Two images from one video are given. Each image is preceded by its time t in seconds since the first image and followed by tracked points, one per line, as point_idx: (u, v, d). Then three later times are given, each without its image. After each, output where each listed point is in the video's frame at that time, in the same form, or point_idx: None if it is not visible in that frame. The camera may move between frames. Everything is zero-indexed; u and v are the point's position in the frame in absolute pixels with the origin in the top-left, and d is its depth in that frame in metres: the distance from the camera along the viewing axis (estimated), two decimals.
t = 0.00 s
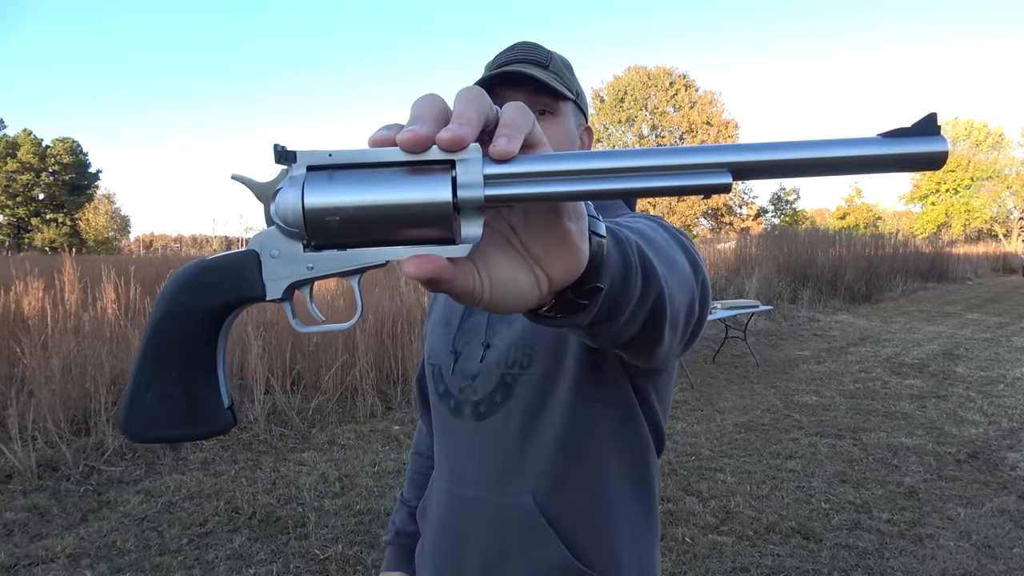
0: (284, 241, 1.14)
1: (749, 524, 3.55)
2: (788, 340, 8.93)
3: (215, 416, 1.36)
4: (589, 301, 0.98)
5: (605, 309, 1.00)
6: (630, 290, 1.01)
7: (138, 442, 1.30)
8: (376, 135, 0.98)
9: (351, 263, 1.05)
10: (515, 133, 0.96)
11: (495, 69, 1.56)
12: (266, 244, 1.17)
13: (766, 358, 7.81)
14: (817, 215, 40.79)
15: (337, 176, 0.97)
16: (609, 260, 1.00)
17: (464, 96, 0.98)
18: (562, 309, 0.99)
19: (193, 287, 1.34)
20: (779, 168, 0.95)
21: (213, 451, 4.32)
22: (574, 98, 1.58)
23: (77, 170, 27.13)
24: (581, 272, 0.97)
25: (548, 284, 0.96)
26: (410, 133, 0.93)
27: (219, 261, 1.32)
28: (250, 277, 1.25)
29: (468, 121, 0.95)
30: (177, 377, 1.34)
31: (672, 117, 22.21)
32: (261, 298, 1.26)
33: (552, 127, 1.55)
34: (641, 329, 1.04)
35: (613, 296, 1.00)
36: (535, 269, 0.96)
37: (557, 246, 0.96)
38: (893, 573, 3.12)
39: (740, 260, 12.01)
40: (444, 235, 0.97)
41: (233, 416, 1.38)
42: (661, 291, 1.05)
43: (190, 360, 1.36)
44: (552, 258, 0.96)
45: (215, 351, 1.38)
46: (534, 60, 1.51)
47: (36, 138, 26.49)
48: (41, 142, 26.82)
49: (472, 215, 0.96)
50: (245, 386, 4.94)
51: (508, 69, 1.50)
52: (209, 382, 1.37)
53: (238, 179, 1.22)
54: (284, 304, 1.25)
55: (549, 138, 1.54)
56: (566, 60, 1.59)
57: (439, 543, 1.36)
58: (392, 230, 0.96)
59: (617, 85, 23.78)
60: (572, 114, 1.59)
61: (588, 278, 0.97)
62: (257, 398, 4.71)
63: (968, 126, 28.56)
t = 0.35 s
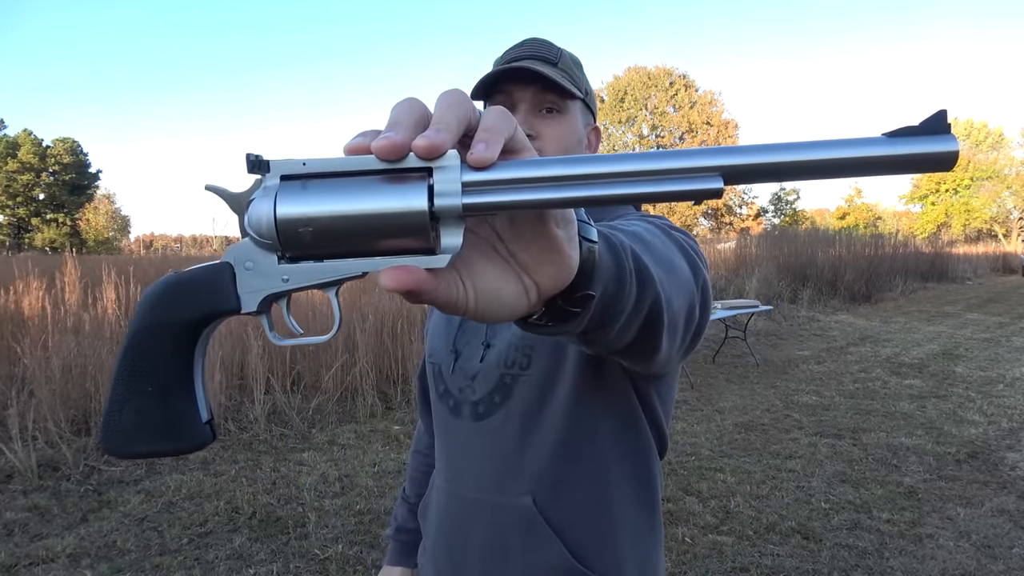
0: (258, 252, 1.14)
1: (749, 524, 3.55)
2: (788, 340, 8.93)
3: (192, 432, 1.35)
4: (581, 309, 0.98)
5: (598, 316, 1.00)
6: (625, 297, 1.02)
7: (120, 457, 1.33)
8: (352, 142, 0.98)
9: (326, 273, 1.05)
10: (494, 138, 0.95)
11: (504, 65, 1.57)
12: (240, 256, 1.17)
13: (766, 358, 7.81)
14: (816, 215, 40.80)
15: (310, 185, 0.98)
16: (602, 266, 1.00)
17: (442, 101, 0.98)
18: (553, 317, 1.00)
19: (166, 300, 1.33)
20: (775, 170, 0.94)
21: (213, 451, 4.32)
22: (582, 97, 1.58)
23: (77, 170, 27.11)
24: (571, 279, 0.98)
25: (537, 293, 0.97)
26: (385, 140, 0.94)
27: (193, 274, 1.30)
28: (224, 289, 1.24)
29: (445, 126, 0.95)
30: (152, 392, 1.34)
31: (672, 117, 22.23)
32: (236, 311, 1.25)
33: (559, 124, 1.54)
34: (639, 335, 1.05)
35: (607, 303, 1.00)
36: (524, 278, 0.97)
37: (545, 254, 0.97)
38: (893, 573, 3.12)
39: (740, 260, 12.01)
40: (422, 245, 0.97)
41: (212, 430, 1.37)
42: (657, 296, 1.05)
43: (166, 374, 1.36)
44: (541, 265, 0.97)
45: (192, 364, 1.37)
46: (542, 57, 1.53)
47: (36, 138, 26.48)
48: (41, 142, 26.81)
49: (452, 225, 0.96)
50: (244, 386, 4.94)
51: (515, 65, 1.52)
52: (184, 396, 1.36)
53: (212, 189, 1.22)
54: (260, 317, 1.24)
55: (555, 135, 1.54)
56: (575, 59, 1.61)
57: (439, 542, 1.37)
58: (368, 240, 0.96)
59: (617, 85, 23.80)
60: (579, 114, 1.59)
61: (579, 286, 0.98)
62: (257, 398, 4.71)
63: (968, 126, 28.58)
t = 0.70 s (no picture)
0: (251, 251, 1.14)
1: (749, 523, 3.56)
2: (788, 340, 8.94)
3: (184, 433, 1.36)
4: (582, 309, 0.99)
5: (598, 317, 1.01)
6: (627, 297, 1.02)
7: (108, 458, 1.32)
8: (348, 139, 0.99)
9: (320, 273, 1.06)
10: (493, 135, 0.95)
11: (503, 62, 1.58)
12: (233, 255, 1.17)
13: (766, 358, 7.82)
14: (816, 215, 40.82)
15: (304, 183, 0.98)
16: (603, 266, 1.00)
17: (440, 98, 0.98)
18: (554, 318, 1.00)
19: (155, 299, 1.33)
20: (774, 170, 0.95)
21: (213, 451, 4.32)
22: (582, 96, 1.58)
23: (77, 170, 27.06)
24: (572, 279, 0.98)
25: (537, 293, 0.97)
26: (381, 137, 0.94)
27: (185, 273, 1.30)
28: (217, 290, 1.25)
29: (443, 123, 0.95)
30: (143, 392, 1.34)
31: (672, 117, 22.26)
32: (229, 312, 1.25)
33: (556, 125, 1.55)
34: (640, 337, 1.05)
35: (608, 304, 1.00)
36: (523, 277, 0.97)
37: (545, 254, 0.97)
38: (893, 572, 3.12)
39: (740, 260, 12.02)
40: (420, 245, 0.98)
41: (204, 432, 1.37)
42: (659, 297, 1.05)
43: (156, 374, 1.36)
44: (541, 265, 0.97)
45: (184, 364, 1.38)
46: (541, 57, 1.53)
47: (36, 138, 26.49)
48: (41, 142, 26.81)
49: (450, 224, 0.97)
50: (244, 386, 4.94)
51: (514, 65, 1.52)
52: (176, 397, 1.36)
53: (206, 187, 1.23)
54: (253, 317, 1.24)
55: (553, 135, 1.55)
56: (575, 58, 1.61)
57: (438, 543, 1.37)
58: (363, 239, 0.97)
59: (617, 85, 23.81)
60: (579, 113, 1.60)
61: (580, 286, 0.98)
62: (257, 398, 4.71)
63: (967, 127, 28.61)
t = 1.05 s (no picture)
0: (248, 249, 1.14)
1: (749, 523, 3.56)
2: (788, 340, 8.94)
3: (178, 434, 1.35)
4: (583, 310, 0.99)
5: (600, 317, 1.01)
6: (629, 299, 1.02)
7: (102, 460, 1.33)
8: (346, 136, 0.99)
9: (318, 272, 1.06)
10: (493, 132, 0.95)
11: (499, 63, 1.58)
12: (229, 254, 1.17)
13: (766, 358, 7.82)
14: (816, 215, 40.83)
15: (301, 181, 0.98)
16: (604, 266, 1.00)
17: (440, 95, 0.99)
18: (556, 318, 1.01)
19: (148, 299, 1.33)
20: (772, 169, 0.95)
21: (213, 451, 4.32)
22: (578, 96, 1.59)
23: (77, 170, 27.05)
24: (573, 279, 0.98)
25: (538, 293, 0.98)
26: (381, 135, 0.94)
27: (180, 271, 1.30)
28: (213, 288, 1.25)
29: (442, 121, 0.96)
30: (137, 393, 1.35)
31: (672, 117, 22.27)
32: (225, 310, 1.26)
33: (552, 126, 1.56)
34: (641, 338, 1.06)
35: (610, 306, 1.01)
36: (524, 277, 0.98)
37: (546, 253, 0.97)
38: (893, 572, 3.12)
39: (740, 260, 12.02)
40: (418, 244, 0.98)
41: (198, 433, 1.37)
42: (662, 298, 1.05)
43: (152, 374, 1.36)
44: (541, 265, 0.97)
45: (179, 363, 1.38)
46: (535, 58, 1.54)
47: (37, 138, 26.50)
48: (42, 142, 26.81)
49: (448, 223, 0.97)
50: (244, 386, 4.93)
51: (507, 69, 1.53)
52: (170, 397, 1.36)
53: (201, 186, 1.23)
54: (249, 315, 1.24)
55: (550, 138, 1.56)
56: (570, 55, 1.60)
57: (437, 544, 1.37)
58: (361, 238, 0.97)
59: (617, 85, 23.81)
60: (576, 113, 1.60)
61: (582, 286, 0.99)
62: (257, 398, 4.72)
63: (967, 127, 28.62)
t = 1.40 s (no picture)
0: (238, 258, 1.14)
1: (749, 523, 3.56)
2: (789, 340, 8.93)
3: (168, 447, 1.35)
4: (582, 314, 0.99)
5: (599, 322, 1.01)
6: (628, 303, 1.02)
7: (90, 475, 1.33)
8: (338, 141, 0.98)
9: (310, 280, 1.06)
10: (488, 135, 0.94)
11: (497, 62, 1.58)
12: (219, 262, 1.17)
13: (766, 358, 7.82)
14: (816, 215, 40.81)
15: (293, 187, 0.98)
16: (603, 271, 1.00)
17: (433, 99, 0.98)
18: (554, 324, 1.01)
19: (135, 310, 1.32)
20: (772, 172, 0.95)
21: (213, 451, 4.32)
22: (577, 94, 1.58)
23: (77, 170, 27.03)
24: (571, 284, 0.98)
25: (535, 298, 0.98)
26: (374, 141, 0.94)
27: (168, 282, 1.29)
28: (202, 297, 1.24)
29: (436, 124, 0.96)
30: (126, 406, 1.35)
31: (672, 117, 22.28)
32: (214, 320, 1.25)
33: (552, 124, 1.55)
34: (641, 341, 1.06)
35: (609, 310, 1.01)
36: (521, 283, 0.98)
37: (544, 259, 0.97)
38: (893, 572, 3.12)
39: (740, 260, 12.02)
40: (413, 250, 0.98)
41: (189, 445, 1.37)
42: (662, 300, 1.05)
43: (141, 386, 1.36)
44: (540, 270, 0.97)
45: (168, 375, 1.38)
46: (534, 56, 1.54)
47: (37, 138, 26.51)
48: (41, 142, 26.82)
49: (443, 229, 0.97)
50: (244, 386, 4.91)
51: (507, 66, 1.52)
52: (159, 409, 1.36)
53: (191, 193, 1.22)
54: (240, 324, 1.24)
55: (549, 137, 1.55)
56: (570, 55, 1.60)
57: (436, 545, 1.37)
58: (353, 245, 0.97)
59: (617, 85, 23.80)
60: (574, 113, 1.60)
61: (580, 291, 0.99)
62: (257, 398, 4.71)
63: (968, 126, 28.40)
